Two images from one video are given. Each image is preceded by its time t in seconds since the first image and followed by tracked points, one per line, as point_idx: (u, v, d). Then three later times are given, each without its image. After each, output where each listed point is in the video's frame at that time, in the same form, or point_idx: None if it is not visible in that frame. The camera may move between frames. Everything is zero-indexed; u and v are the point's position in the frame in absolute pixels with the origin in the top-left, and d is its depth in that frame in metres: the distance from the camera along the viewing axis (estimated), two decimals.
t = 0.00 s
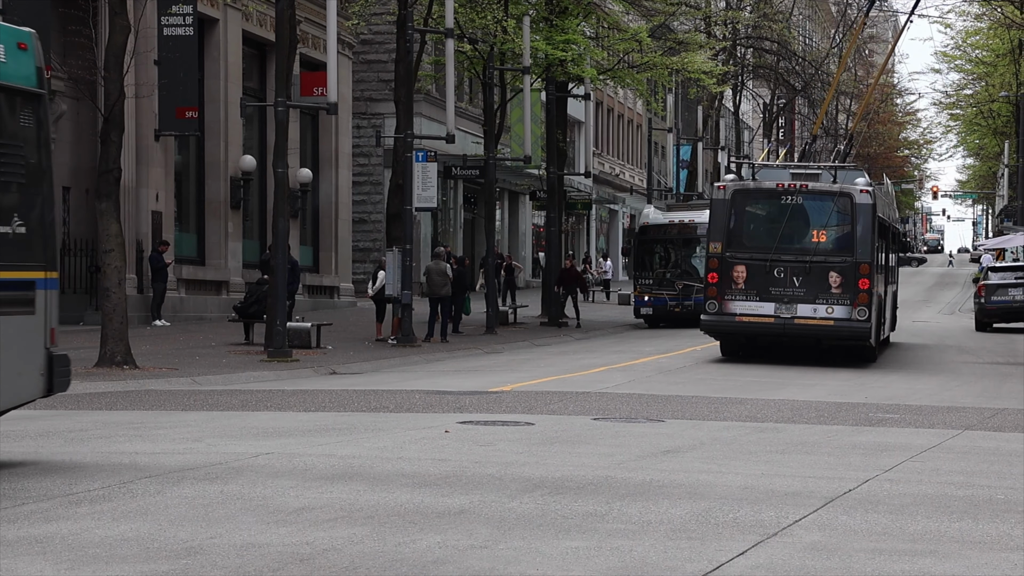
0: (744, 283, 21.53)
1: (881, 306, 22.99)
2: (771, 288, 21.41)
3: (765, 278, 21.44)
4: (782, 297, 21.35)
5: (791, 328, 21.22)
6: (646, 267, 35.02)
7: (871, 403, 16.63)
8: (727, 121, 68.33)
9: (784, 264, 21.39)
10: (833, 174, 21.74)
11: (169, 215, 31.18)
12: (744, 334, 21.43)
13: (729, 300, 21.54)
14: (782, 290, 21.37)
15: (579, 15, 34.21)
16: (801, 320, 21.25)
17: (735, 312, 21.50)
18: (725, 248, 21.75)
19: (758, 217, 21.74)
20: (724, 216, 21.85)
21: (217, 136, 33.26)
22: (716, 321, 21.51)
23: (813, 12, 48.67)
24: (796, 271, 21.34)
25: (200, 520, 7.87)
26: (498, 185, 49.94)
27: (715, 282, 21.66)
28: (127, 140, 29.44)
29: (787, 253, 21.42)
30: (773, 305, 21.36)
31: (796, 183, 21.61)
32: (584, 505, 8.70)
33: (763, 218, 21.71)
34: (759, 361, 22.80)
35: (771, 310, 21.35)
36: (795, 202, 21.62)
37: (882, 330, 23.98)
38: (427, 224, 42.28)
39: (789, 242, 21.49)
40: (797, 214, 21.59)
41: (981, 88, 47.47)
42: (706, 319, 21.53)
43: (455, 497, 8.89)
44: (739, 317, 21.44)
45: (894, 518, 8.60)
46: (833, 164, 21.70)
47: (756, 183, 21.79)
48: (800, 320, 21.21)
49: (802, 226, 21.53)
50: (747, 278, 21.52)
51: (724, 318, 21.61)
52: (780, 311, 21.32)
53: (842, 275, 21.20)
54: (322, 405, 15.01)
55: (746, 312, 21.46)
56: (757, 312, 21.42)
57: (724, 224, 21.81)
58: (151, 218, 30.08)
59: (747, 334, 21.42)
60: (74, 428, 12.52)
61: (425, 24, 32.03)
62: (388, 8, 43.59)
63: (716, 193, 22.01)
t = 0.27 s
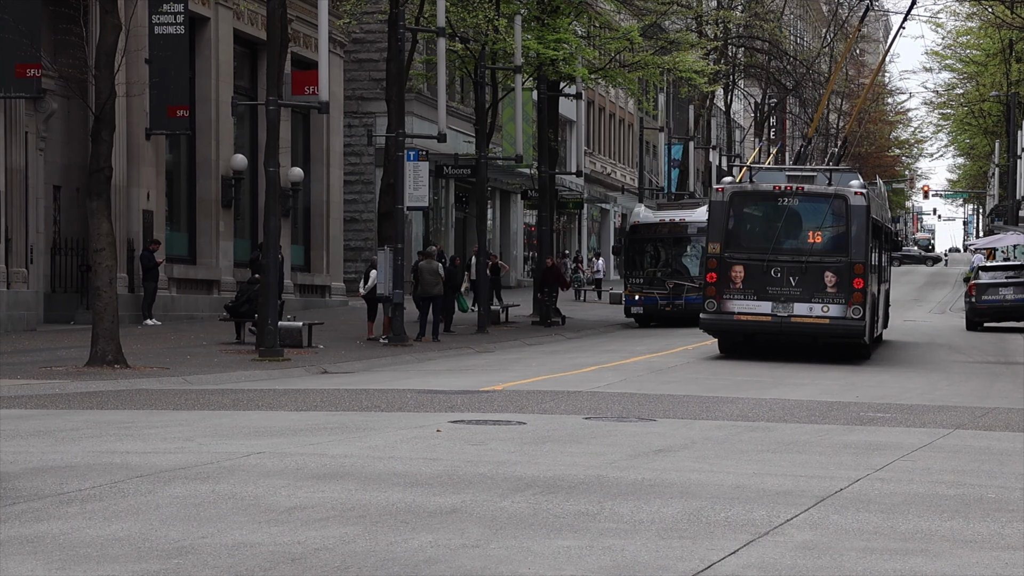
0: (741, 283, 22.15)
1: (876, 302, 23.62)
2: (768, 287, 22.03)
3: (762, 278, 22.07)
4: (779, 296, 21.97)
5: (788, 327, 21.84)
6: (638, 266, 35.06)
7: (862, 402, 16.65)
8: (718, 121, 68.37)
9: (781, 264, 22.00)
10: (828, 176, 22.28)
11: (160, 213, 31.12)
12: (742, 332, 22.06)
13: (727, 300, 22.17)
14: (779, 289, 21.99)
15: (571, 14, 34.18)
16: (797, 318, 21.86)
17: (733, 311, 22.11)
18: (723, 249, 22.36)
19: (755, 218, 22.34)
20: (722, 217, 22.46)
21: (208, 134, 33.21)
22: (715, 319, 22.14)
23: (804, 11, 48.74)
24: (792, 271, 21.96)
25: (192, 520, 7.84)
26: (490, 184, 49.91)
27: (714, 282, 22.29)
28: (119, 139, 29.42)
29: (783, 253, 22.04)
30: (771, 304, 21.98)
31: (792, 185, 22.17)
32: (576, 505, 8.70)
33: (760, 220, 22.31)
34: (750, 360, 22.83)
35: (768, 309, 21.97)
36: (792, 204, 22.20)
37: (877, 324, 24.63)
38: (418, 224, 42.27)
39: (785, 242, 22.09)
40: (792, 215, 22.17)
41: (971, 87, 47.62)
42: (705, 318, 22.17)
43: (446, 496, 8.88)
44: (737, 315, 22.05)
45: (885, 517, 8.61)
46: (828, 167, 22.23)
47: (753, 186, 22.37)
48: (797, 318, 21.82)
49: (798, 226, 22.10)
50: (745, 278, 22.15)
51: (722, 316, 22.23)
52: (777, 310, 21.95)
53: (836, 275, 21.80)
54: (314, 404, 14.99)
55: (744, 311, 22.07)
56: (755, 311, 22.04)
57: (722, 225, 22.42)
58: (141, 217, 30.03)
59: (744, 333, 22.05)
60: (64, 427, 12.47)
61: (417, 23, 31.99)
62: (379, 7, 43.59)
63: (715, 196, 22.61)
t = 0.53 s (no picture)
0: (741, 280, 22.75)
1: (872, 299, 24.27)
2: (767, 285, 22.64)
3: (762, 275, 22.68)
4: (778, 293, 22.58)
5: (787, 323, 22.43)
6: (630, 265, 35.05)
7: (855, 400, 16.68)
8: (712, 119, 68.36)
9: (780, 262, 22.62)
10: (826, 177, 22.94)
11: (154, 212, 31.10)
12: (742, 328, 22.63)
13: (728, 296, 22.76)
14: (778, 287, 22.60)
15: (564, 12, 34.15)
16: (796, 315, 22.46)
17: (734, 307, 22.69)
18: (724, 247, 22.96)
19: (754, 217, 22.95)
20: (723, 217, 23.05)
21: (202, 133, 33.19)
22: (716, 315, 22.70)
23: (798, 9, 48.75)
24: (791, 268, 22.57)
25: (187, 519, 7.84)
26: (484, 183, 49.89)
27: (715, 280, 22.89)
28: (112, 138, 29.38)
29: (782, 251, 22.66)
30: (770, 301, 22.58)
31: (791, 185, 22.81)
32: (571, 503, 8.70)
33: (759, 219, 22.92)
34: (744, 359, 22.84)
35: (767, 306, 22.56)
36: (790, 204, 22.83)
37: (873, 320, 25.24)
38: (412, 222, 42.24)
39: (784, 241, 22.70)
40: (791, 215, 22.79)
41: (965, 86, 47.70)
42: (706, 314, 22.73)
43: (441, 495, 8.89)
44: (737, 312, 22.63)
45: (879, 515, 8.63)
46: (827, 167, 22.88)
47: (753, 186, 22.98)
48: (796, 315, 22.41)
49: (797, 225, 22.72)
50: (745, 275, 22.76)
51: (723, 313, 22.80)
52: (776, 306, 22.55)
53: (834, 273, 22.43)
54: (308, 403, 14.99)
55: (744, 307, 22.65)
56: (754, 307, 22.62)
57: (723, 224, 23.02)
58: (135, 215, 30.02)
59: (744, 328, 22.62)
60: (58, 426, 12.46)
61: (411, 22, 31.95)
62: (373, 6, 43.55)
63: (715, 196, 23.21)
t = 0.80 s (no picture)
0: (746, 277, 23.44)
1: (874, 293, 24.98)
2: (771, 281, 23.33)
3: (766, 271, 23.37)
4: (783, 288, 23.26)
5: (790, 317, 23.14)
6: (627, 261, 35.00)
7: (855, 396, 16.70)
8: (711, 116, 68.29)
9: (784, 259, 23.31)
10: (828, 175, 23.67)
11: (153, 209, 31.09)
12: (747, 322, 23.34)
13: (733, 292, 23.45)
14: (782, 282, 23.30)
15: (563, 9, 34.12)
16: (800, 309, 23.17)
17: (739, 302, 23.39)
18: (729, 245, 23.65)
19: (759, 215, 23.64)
20: (728, 214, 23.74)
21: (201, 131, 33.18)
22: (721, 310, 23.41)
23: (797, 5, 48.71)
24: (795, 264, 23.26)
25: (188, 515, 7.84)
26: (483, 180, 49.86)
27: (720, 276, 23.56)
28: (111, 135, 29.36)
29: (786, 248, 23.35)
30: (775, 296, 23.28)
31: (795, 183, 23.53)
32: (571, 500, 8.71)
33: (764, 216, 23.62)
34: (744, 355, 22.85)
35: (772, 301, 23.25)
36: (794, 201, 23.54)
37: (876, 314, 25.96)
38: (411, 219, 42.22)
39: (788, 238, 23.40)
40: (795, 212, 23.50)
41: (964, 82, 47.68)
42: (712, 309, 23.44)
43: (441, 491, 8.89)
44: (742, 307, 23.34)
45: (880, 511, 8.63)
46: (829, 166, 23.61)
47: (758, 184, 23.68)
48: (799, 309, 23.12)
49: (800, 223, 23.44)
50: (750, 271, 23.44)
51: (729, 308, 23.51)
52: (780, 301, 23.26)
53: (837, 268, 23.13)
54: (308, 400, 14.99)
55: (749, 303, 23.36)
56: (759, 302, 23.33)
57: (728, 222, 23.71)
58: (134, 213, 30.01)
59: (749, 323, 23.33)
60: (58, 424, 12.45)
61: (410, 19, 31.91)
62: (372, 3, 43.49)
63: (720, 194, 23.90)
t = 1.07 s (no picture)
0: (763, 272, 24.20)
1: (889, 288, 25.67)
2: (788, 276, 24.08)
3: (783, 268, 24.13)
4: (799, 284, 24.02)
5: (806, 312, 23.91)
6: (635, 258, 34.86)
7: (866, 392, 16.67)
8: (722, 112, 68.18)
9: (800, 255, 24.06)
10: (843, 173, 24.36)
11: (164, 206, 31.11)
12: (764, 316, 24.09)
13: (751, 288, 24.22)
14: (798, 278, 24.04)
15: (573, 5, 34.06)
16: (816, 304, 23.91)
17: (757, 297, 24.14)
18: (746, 242, 24.43)
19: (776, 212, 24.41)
20: (745, 213, 24.55)
21: (212, 128, 33.20)
22: (740, 306, 24.16)
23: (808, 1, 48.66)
24: (810, 261, 23.99)
25: (199, 512, 7.85)
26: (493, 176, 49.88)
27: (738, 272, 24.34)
28: (122, 133, 29.41)
29: (802, 245, 24.11)
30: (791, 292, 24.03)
31: (810, 182, 24.26)
32: (582, 496, 8.72)
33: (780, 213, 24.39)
34: (755, 351, 22.83)
35: (789, 296, 24.02)
36: (809, 199, 24.28)
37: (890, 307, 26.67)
38: (422, 216, 42.26)
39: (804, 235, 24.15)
40: (810, 210, 24.24)
41: (975, 78, 47.56)
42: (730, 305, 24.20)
43: (452, 487, 8.89)
44: (760, 302, 24.08)
45: (891, 507, 8.61)
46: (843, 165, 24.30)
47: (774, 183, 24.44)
48: (815, 304, 23.87)
49: (816, 220, 24.16)
50: (767, 268, 24.21)
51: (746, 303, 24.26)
52: (797, 297, 24.00)
53: (851, 264, 23.83)
54: (319, 397, 15.00)
55: (766, 298, 24.11)
56: (776, 297, 24.07)
57: (746, 219, 24.49)
58: (146, 211, 30.06)
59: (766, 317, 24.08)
60: (70, 420, 12.48)
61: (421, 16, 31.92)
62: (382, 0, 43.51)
63: (737, 193, 24.71)
